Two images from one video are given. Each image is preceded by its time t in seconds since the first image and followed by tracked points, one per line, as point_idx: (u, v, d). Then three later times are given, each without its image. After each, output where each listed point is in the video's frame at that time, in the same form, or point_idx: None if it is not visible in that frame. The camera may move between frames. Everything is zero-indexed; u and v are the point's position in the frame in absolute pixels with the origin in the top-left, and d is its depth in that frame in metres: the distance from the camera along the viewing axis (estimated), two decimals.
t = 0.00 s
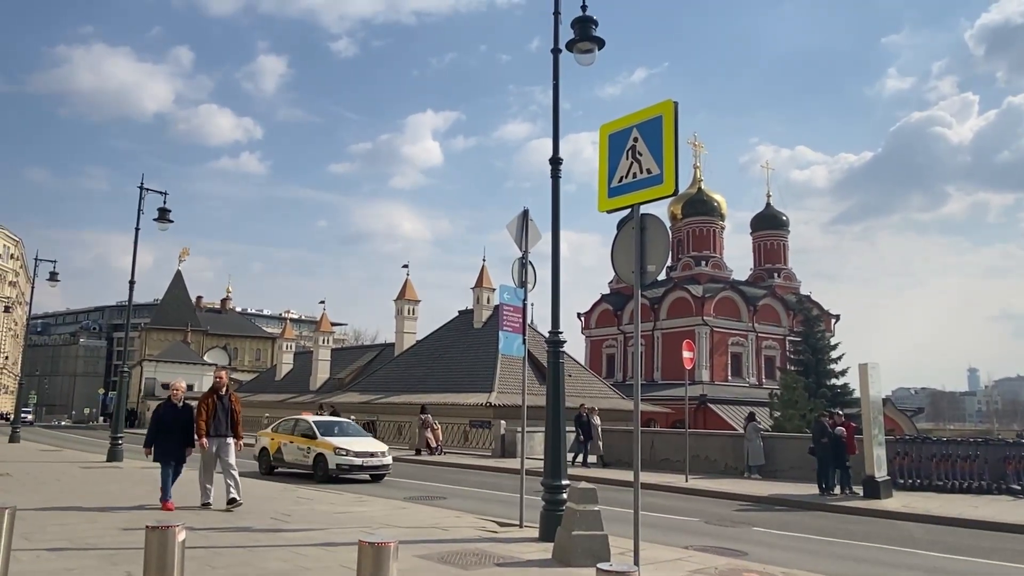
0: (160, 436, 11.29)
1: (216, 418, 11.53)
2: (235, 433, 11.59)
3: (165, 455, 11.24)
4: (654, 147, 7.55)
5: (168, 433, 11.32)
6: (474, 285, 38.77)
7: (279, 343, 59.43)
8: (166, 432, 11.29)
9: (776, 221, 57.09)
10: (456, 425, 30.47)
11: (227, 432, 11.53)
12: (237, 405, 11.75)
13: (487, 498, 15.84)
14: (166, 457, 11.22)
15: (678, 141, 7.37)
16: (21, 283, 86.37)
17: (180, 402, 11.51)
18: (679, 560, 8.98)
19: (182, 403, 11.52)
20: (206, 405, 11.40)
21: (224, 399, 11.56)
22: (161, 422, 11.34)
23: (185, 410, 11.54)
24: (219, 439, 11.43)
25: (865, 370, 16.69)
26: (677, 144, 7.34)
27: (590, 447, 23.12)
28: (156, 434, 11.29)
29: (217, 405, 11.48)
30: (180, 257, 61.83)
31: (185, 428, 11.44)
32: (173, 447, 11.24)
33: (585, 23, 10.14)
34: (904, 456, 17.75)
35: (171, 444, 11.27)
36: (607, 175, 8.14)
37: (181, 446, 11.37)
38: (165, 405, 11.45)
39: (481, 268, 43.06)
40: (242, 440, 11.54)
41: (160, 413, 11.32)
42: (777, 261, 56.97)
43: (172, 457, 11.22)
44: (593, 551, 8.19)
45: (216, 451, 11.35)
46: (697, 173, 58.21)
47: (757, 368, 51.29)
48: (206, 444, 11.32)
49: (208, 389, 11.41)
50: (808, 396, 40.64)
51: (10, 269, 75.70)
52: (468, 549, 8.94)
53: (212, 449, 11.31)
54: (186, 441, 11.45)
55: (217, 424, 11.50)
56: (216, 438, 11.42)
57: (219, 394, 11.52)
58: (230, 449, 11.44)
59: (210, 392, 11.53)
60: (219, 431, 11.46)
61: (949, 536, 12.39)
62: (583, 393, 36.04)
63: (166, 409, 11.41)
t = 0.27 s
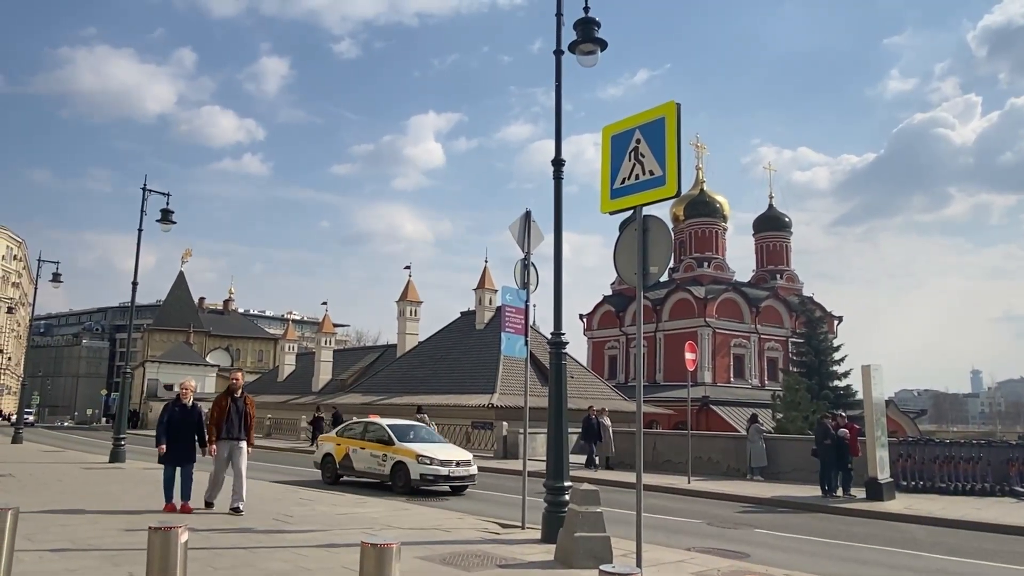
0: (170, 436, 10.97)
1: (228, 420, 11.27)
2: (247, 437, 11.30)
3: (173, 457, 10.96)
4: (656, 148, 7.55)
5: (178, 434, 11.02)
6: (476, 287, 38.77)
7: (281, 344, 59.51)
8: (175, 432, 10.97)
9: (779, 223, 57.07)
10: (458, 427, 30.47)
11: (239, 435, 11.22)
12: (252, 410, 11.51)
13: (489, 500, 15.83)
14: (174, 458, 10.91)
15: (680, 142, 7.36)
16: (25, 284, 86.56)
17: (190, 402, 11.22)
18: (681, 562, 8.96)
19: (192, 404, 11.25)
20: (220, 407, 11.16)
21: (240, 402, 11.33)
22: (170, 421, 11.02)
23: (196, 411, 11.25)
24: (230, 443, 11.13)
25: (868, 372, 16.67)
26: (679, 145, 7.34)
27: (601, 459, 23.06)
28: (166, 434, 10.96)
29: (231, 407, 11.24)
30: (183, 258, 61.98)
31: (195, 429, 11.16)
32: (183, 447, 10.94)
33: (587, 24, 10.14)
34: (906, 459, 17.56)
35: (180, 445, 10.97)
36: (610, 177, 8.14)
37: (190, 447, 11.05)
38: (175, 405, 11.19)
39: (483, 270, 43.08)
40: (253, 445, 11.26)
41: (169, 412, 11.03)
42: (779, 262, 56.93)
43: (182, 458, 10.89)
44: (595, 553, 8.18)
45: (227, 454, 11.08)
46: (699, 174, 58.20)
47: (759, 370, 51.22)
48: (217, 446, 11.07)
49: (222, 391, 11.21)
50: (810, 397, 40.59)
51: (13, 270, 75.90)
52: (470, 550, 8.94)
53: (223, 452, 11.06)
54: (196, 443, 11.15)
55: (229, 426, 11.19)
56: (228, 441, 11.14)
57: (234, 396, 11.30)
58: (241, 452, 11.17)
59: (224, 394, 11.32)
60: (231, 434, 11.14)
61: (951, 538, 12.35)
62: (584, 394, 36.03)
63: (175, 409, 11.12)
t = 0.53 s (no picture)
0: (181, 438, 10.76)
1: (241, 420, 11.09)
2: (261, 435, 11.15)
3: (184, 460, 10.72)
4: (660, 149, 7.55)
5: (190, 436, 10.82)
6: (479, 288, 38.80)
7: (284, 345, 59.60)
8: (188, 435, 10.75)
9: (782, 224, 57.03)
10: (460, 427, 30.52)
11: (254, 434, 11.07)
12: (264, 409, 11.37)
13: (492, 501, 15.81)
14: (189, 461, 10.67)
15: (683, 143, 7.37)
16: (28, 285, 86.75)
17: (201, 404, 11.02)
18: (683, 563, 8.97)
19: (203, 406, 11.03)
20: (232, 406, 11.01)
21: (253, 402, 11.18)
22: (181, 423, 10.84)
23: (207, 413, 11.07)
24: (244, 441, 10.94)
25: (870, 374, 16.64)
26: (682, 146, 7.34)
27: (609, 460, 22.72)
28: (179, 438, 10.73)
29: (243, 406, 11.09)
30: (186, 259, 62.14)
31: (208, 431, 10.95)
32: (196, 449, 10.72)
33: (591, 26, 10.14)
34: (909, 461, 17.59)
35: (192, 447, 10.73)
36: (613, 179, 8.13)
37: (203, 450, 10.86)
38: (186, 407, 10.99)
39: (486, 271, 43.10)
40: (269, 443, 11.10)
41: (180, 413, 10.83)
42: (782, 264, 56.87)
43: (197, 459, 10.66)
44: (598, 554, 8.17)
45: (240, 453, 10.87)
46: (702, 176, 58.18)
47: (762, 371, 51.17)
48: (230, 444, 10.86)
49: (234, 390, 11.06)
50: (813, 399, 40.53)
51: (17, 271, 76.08)
52: (472, 551, 8.95)
53: (238, 450, 10.83)
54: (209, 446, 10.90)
55: (242, 425, 11.01)
56: (243, 439, 10.94)
57: (246, 395, 11.16)
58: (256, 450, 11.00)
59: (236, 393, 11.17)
60: (245, 432, 10.95)
61: (954, 541, 12.33)
62: (587, 396, 36.02)
63: (186, 410, 10.91)
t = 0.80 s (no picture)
0: (191, 437, 10.66)
1: (255, 424, 10.69)
2: (275, 441, 10.79)
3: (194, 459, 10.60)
4: (664, 150, 7.54)
5: (199, 435, 10.73)
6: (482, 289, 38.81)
7: (288, 345, 59.70)
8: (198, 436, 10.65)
9: (786, 225, 56.93)
10: (464, 428, 30.55)
11: (267, 440, 10.68)
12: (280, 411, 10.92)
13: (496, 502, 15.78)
14: (197, 462, 10.58)
15: (687, 144, 7.36)
16: (33, 285, 87.02)
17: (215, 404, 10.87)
18: (687, 564, 8.95)
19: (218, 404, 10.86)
20: (245, 411, 10.59)
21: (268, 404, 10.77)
22: (192, 422, 10.73)
23: (220, 414, 10.90)
24: (257, 449, 10.56)
25: (875, 375, 16.60)
26: (687, 146, 7.33)
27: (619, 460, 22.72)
28: (190, 437, 10.66)
29: (257, 410, 10.67)
30: (190, 259, 62.29)
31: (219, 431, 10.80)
32: (204, 451, 10.60)
33: (594, 26, 10.14)
34: (915, 462, 17.68)
35: (202, 447, 10.63)
36: (617, 179, 8.12)
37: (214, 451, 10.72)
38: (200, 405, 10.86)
39: (490, 272, 43.11)
40: (282, 450, 10.71)
41: (192, 412, 10.71)
42: (786, 265, 56.80)
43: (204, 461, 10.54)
44: (603, 556, 8.17)
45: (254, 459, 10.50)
46: (705, 176, 58.12)
47: (766, 373, 51.10)
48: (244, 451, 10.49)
49: (247, 394, 10.62)
50: (817, 400, 40.44)
51: (22, 271, 76.34)
52: (476, 552, 8.94)
53: (251, 458, 10.45)
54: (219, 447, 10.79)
55: (256, 431, 10.62)
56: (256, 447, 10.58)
57: (260, 399, 10.72)
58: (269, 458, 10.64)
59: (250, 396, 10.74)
60: (257, 439, 10.58)
61: (959, 543, 12.29)
62: (591, 396, 35.99)
63: (198, 409, 10.79)
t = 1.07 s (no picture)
0: (206, 440, 10.24)
1: (274, 422, 10.44)
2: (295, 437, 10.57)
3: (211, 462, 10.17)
4: (670, 150, 7.53)
5: (214, 438, 10.29)
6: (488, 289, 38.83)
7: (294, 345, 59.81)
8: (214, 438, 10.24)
9: (792, 225, 56.80)
10: (469, 429, 30.57)
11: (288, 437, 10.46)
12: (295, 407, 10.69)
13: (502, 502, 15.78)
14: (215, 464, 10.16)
15: (694, 144, 7.35)
16: (41, 284, 87.40)
17: (230, 406, 10.47)
18: (693, 566, 8.94)
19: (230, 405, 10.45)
20: (263, 408, 10.33)
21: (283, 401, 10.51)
22: (206, 425, 10.32)
23: (234, 416, 10.49)
24: (279, 446, 10.35)
25: (882, 376, 16.53)
26: (694, 147, 7.32)
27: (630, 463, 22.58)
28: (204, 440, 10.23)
29: (274, 407, 10.41)
30: (197, 259, 62.50)
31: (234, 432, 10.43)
32: (222, 453, 10.21)
33: (600, 26, 10.14)
34: (921, 464, 17.52)
35: (217, 451, 10.19)
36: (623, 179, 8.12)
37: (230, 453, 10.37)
38: (213, 407, 10.44)
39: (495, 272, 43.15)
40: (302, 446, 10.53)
41: (206, 415, 10.30)
42: (793, 265, 56.68)
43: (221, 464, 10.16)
44: (609, 556, 8.16)
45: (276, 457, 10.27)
46: (711, 176, 58.04)
47: (772, 373, 51.00)
48: (266, 450, 10.29)
49: (265, 391, 10.34)
50: (824, 401, 40.33)
51: (30, 271, 76.67)
52: (482, 553, 8.94)
53: (275, 455, 10.26)
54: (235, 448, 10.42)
55: (276, 428, 10.38)
56: (278, 444, 10.35)
57: (277, 395, 10.46)
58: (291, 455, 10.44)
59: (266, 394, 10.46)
60: (279, 436, 10.35)
61: (966, 544, 12.24)
62: (596, 397, 35.96)
63: (213, 411, 10.38)
